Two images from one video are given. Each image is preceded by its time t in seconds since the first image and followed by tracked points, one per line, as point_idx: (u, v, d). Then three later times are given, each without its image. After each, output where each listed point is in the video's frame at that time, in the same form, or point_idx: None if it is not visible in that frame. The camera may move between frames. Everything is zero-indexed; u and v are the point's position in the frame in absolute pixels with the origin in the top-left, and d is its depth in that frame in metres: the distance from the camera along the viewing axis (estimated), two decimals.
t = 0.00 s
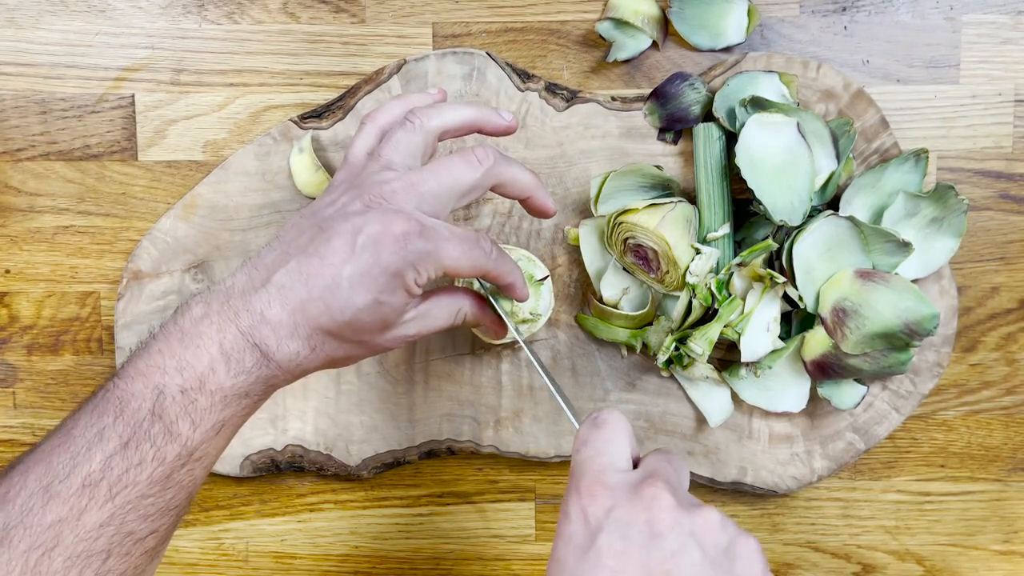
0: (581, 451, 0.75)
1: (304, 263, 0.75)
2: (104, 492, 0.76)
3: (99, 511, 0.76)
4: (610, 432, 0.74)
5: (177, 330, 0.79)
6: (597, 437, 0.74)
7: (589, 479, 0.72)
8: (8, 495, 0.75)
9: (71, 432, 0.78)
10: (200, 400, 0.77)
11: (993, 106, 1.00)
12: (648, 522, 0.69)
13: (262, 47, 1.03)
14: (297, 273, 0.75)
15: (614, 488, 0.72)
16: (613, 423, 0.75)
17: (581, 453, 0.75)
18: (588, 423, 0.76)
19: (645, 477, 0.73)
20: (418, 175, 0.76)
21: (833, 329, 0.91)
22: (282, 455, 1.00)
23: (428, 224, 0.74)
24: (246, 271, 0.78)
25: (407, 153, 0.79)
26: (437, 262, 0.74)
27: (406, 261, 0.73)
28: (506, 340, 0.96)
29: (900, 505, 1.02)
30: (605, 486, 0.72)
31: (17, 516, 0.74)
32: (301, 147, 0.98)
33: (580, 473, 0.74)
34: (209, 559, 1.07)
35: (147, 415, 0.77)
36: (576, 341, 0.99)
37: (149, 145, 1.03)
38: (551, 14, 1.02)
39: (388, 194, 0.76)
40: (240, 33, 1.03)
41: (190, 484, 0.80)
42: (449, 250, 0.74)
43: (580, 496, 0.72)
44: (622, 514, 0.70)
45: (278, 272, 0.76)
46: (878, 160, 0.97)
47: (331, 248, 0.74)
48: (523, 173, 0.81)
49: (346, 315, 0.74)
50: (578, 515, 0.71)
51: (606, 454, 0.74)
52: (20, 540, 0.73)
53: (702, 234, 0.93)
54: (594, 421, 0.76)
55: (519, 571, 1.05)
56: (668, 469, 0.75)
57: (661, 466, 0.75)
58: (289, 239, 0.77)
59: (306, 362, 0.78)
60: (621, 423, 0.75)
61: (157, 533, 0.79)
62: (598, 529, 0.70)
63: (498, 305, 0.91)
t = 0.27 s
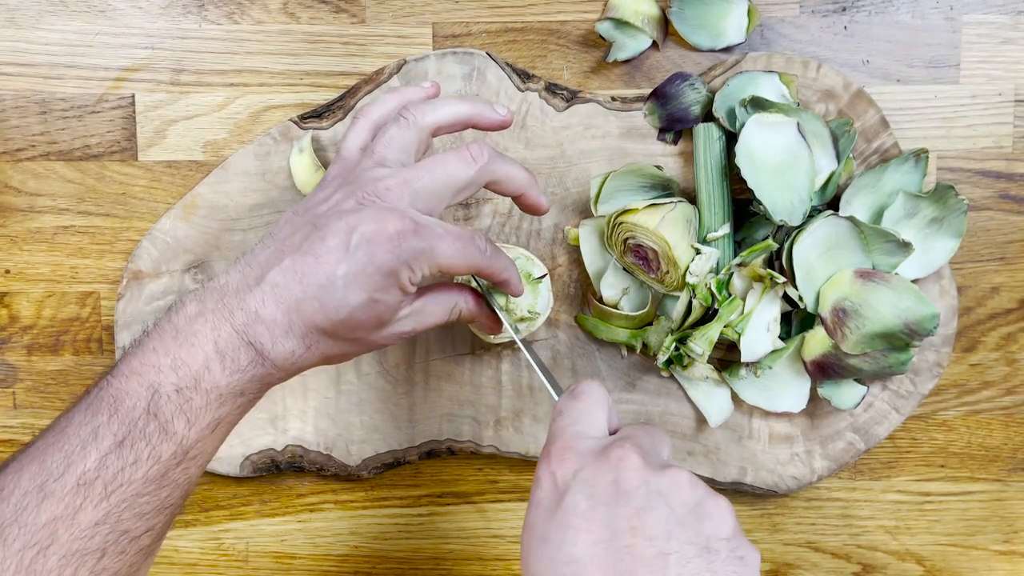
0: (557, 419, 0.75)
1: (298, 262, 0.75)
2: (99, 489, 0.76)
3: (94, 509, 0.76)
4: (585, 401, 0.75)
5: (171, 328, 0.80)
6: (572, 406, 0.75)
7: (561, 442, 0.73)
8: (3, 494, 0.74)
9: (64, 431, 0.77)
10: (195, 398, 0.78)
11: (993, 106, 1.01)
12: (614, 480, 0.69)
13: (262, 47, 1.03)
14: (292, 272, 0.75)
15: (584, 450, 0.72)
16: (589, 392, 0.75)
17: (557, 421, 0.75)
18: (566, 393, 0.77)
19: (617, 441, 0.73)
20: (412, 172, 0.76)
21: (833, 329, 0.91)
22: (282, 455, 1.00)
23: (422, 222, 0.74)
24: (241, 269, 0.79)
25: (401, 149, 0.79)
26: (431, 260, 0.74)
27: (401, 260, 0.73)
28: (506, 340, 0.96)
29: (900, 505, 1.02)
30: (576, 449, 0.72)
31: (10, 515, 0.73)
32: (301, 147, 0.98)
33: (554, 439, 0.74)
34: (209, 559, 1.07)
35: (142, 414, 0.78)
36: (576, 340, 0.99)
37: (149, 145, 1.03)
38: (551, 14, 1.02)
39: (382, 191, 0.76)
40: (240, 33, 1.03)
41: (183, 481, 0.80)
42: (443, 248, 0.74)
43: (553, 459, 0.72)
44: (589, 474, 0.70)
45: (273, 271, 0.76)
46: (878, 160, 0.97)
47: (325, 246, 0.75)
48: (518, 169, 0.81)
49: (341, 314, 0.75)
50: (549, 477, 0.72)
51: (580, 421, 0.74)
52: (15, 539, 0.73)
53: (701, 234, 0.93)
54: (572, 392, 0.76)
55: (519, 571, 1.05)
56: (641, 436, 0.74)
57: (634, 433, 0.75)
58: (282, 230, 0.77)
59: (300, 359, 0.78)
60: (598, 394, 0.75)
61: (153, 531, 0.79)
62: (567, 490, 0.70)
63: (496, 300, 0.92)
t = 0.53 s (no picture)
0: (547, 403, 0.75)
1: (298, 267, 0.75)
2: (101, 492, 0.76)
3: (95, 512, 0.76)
4: (575, 385, 0.74)
5: (173, 332, 0.80)
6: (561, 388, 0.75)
7: (549, 425, 0.73)
8: (4, 495, 0.75)
9: (68, 432, 0.78)
10: (197, 402, 0.78)
11: (993, 106, 1.01)
12: (598, 458, 0.69)
13: (262, 47, 1.03)
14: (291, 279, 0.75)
15: (571, 431, 0.72)
16: (579, 376, 0.75)
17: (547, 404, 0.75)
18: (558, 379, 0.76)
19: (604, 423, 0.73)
20: (413, 177, 0.76)
21: (832, 329, 0.91)
22: (283, 455, 1.00)
23: (424, 229, 0.74)
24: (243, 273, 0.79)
25: (404, 154, 0.79)
26: (433, 266, 0.74)
27: (401, 266, 0.73)
28: (506, 340, 0.96)
29: (900, 505, 1.02)
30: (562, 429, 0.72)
31: (11, 516, 0.74)
32: (301, 147, 0.98)
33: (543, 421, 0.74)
34: (209, 559, 1.07)
35: (144, 416, 0.78)
36: (576, 341, 0.99)
37: (149, 145, 1.03)
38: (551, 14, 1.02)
39: (383, 196, 0.76)
40: (240, 34, 1.03)
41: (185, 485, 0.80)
42: (445, 253, 0.74)
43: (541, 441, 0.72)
44: (575, 453, 0.70)
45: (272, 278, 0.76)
46: (878, 160, 0.97)
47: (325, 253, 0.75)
48: (517, 178, 0.81)
49: (342, 320, 0.75)
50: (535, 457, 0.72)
51: (569, 405, 0.74)
52: (15, 540, 0.74)
53: (702, 235, 0.93)
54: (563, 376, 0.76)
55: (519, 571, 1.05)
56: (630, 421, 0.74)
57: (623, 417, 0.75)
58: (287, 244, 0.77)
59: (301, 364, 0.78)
60: (590, 379, 0.75)
61: (153, 533, 0.79)
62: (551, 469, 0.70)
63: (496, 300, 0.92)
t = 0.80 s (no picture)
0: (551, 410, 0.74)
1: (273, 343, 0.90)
2: (162, 499, 0.92)
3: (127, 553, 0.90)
4: (581, 393, 0.72)
5: (183, 420, 0.95)
6: (568, 396, 0.73)
7: (555, 433, 0.72)
8: (26, 567, 0.86)
9: (141, 445, 0.95)
10: (205, 476, 0.93)
11: (993, 106, 1.01)
12: (607, 471, 0.69)
13: (262, 47, 1.03)
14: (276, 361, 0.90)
15: (577, 441, 0.71)
16: (584, 383, 0.73)
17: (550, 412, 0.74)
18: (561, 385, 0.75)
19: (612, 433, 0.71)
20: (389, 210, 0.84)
21: (833, 329, 0.91)
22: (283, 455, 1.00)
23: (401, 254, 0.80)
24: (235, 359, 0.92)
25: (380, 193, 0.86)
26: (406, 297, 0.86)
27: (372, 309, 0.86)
28: (505, 340, 0.96)
29: (900, 505, 1.02)
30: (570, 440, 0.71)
31: None
32: (301, 147, 0.98)
33: (547, 430, 0.73)
34: (209, 559, 1.07)
35: (155, 490, 0.92)
36: (576, 341, 0.99)
37: (149, 145, 1.03)
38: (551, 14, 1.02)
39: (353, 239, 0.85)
40: (240, 34, 1.03)
41: (221, 491, 0.94)
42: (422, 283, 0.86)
43: (548, 449, 0.72)
44: (584, 464, 0.70)
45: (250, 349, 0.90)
46: (877, 160, 0.97)
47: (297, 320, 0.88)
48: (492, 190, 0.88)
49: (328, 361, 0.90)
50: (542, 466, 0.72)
51: (574, 413, 0.72)
52: None
53: (702, 234, 0.93)
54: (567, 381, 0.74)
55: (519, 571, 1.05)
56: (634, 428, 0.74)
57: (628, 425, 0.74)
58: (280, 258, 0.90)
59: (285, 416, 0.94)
60: (593, 384, 0.73)
61: None
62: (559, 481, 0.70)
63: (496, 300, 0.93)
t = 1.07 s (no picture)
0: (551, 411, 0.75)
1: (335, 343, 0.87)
2: (233, 510, 0.93)
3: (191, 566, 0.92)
4: (580, 392, 0.74)
5: (250, 436, 0.95)
6: (567, 396, 0.74)
7: (555, 433, 0.73)
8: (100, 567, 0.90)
9: (210, 460, 0.96)
10: (274, 492, 0.94)
11: (993, 105, 1.01)
12: (606, 466, 0.69)
13: (262, 47, 1.03)
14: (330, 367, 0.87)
15: (578, 440, 0.72)
16: (583, 383, 0.74)
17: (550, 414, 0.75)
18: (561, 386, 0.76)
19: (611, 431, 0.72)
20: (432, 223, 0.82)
21: (833, 329, 0.91)
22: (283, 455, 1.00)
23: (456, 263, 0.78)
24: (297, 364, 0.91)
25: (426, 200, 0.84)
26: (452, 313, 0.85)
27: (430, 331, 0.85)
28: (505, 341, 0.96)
29: (900, 505, 1.02)
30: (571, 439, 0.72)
31: None
32: (301, 147, 0.98)
33: (548, 431, 0.74)
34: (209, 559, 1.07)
35: (227, 501, 0.94)
36: (576, 341, 0.99)
37: (149, 145, 1.03)
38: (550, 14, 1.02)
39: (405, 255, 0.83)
40: (240, 34, 1.03)
41: (287, 505, 0.95)
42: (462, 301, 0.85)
43: (547, 451, 0.72)
44: (583, 461, 0.70)
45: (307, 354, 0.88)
46: (877, 160, 0.97)
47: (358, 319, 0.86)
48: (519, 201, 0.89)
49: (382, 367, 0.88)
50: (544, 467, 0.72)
51: (574, 413, 0.73)
52: None
53: (702, 235, 0.93)
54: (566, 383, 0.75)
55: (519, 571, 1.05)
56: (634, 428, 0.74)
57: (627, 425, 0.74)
58: (322, 314, 0.87)
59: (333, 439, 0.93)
60: (592, 385, 0.74)
61: None
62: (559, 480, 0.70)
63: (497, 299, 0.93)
